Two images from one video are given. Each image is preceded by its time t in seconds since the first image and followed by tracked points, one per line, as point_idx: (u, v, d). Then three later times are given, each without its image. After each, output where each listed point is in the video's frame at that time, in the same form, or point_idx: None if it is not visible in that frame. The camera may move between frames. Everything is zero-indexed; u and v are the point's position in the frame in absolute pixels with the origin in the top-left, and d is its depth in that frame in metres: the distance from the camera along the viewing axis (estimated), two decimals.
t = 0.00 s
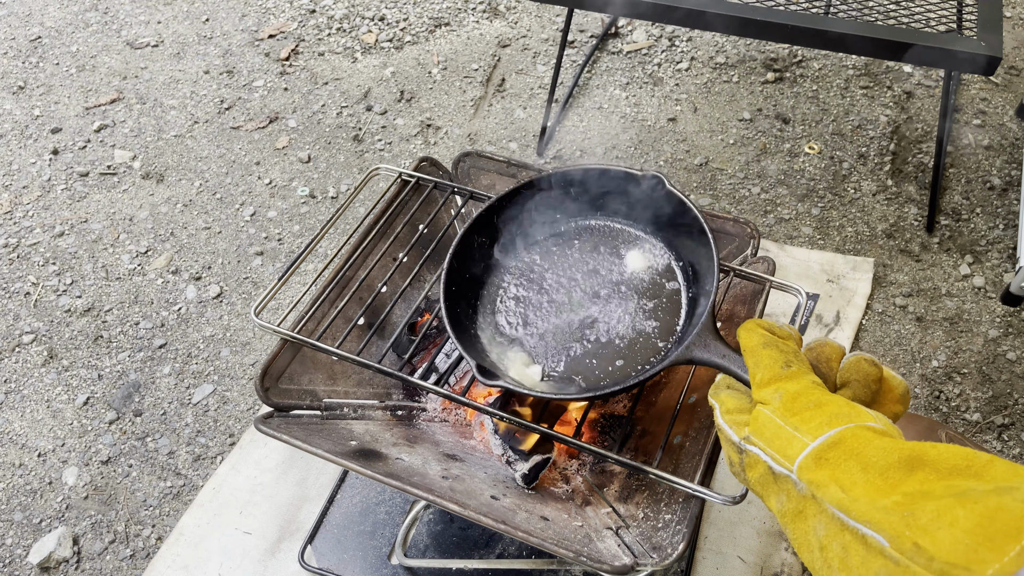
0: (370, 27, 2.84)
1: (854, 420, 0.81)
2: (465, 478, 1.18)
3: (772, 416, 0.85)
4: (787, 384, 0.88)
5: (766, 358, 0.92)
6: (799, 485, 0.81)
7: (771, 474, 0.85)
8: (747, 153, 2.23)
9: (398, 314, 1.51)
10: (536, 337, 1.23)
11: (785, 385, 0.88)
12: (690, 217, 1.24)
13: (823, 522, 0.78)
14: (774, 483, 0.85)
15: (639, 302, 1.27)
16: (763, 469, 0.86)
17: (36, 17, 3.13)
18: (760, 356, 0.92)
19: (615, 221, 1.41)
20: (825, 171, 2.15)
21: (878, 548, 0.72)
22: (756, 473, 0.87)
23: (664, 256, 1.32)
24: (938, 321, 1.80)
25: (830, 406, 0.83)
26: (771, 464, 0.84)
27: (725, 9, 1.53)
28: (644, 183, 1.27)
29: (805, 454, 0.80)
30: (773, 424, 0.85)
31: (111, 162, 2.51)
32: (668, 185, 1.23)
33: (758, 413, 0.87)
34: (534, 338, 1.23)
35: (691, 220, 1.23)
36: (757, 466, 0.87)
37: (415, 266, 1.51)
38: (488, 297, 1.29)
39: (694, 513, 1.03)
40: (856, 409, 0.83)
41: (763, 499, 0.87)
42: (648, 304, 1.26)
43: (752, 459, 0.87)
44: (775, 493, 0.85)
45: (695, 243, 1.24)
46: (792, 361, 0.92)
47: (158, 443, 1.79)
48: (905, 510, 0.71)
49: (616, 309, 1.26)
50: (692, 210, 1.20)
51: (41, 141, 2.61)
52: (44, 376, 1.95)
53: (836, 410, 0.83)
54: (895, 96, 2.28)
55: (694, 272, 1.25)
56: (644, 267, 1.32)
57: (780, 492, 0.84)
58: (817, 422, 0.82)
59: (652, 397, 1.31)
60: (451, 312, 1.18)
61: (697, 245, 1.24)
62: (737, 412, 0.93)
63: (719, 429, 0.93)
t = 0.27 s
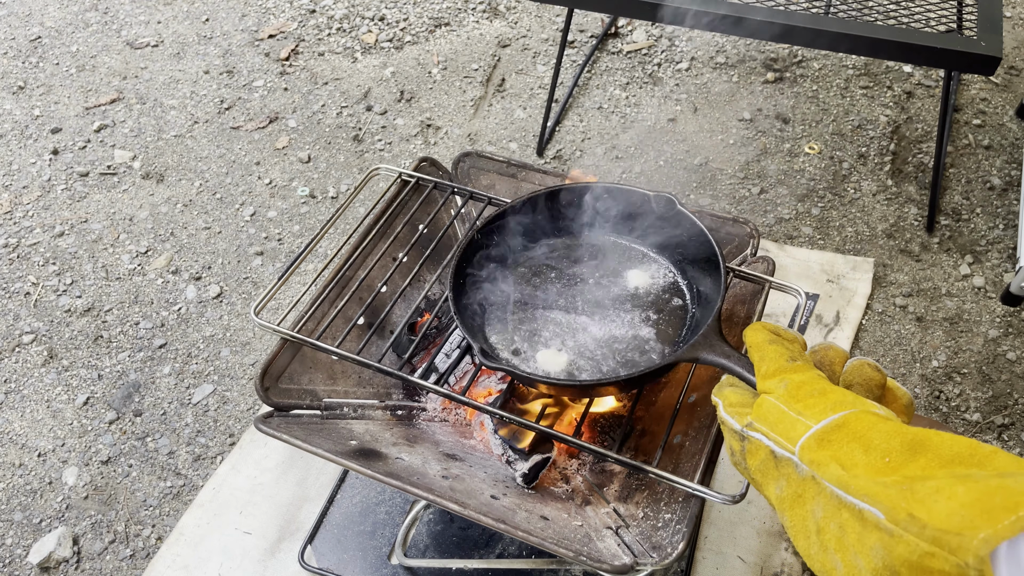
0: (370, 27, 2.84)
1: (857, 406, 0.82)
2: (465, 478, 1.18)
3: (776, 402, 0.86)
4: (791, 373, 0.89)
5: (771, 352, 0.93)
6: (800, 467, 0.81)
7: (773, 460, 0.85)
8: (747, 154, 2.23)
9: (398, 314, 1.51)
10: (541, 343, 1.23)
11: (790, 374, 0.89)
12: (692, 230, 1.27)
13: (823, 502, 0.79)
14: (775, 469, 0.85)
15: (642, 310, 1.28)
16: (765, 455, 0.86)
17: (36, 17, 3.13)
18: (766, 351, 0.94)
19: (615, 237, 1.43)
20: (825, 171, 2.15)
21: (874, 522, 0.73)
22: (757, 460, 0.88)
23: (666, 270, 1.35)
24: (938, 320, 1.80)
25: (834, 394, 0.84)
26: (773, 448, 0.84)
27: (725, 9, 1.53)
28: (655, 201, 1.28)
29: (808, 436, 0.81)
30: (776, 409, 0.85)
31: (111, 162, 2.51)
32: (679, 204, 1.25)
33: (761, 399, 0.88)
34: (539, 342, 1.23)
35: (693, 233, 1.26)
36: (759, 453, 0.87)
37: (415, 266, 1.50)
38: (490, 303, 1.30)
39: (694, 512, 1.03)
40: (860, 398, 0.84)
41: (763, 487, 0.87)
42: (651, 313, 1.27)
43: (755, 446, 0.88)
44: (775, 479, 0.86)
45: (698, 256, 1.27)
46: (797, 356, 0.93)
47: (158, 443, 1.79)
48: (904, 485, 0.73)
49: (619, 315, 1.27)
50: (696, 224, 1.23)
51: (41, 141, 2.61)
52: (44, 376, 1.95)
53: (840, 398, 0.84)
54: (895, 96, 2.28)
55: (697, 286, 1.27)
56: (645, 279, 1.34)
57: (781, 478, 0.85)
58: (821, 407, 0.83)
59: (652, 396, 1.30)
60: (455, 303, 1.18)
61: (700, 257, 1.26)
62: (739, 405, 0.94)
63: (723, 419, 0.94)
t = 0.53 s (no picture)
0: (370, 27, 2.84)
1: (852, 400, 0.83)
2: (465, 478, 1.18)
3: (779, 403, 0.86)
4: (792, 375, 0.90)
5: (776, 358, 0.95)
6: (797, 463, 0.82)
7: (774, 460, 0.86)
8: (747, 154, 2.23)
9: (398, 314, 1.51)
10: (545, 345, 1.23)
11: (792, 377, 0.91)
12: (697, 238, 1.27)
13: (816, 493, 0.80)
14: (776, 470, 0.86)
15: (646, 314, 1.28)
16: (767, 457, 0.87)
17: (36, 17, 3.13)
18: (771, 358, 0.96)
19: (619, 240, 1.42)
20: (825, 171, 2.15)
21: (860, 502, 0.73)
22: (761, 464, 0.88)
23: (668, 276, 1.35)
24: (938, 320, 1.80)
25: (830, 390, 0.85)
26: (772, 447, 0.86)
27: (727, 10, 1.53)
28: (660, 206, 1.29)
29: (802, 430, 0.82)
30: (774, 408, 0.87)
31: (111, 162, 2.51)
32: (684, 210, 1.26)
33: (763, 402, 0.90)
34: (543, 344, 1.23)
35: (699, 241, 1.26)
36: (762, 456, 0.88)
37: (415, 266, 1.50)
38: (491, 305, 1.29)
39: (694, 513, 1.03)
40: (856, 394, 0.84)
41: (766, 491, 0.88)
42: (654, 318, 1.27)
43: (758, 450, 0.89)
44: (777, 481, 0.86)
45: (702, 264, 1.27)
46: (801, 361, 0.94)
47: (158, 443, 1.79)
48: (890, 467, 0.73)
49: (623, 319, 1.27)
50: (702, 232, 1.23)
51: (41, 141, 2.61)
52: (44, 376, 1.95)
53: (836, 393, 0.84)
54: (895, 96, 2.28)
55: (700, 293, 1.27)
56: (648, 283, 1.34)
57: (781, 477, 0.85)
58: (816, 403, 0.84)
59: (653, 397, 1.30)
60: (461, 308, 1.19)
61: (703, 264, 1.26)
62: (745, 413, 0.94)
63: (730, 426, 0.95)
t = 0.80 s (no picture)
0: (370, 27, 2.84)
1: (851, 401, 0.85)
2: (466, 479, 1.18)
3: (783, 411, 0.88)
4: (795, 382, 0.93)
5: (781, 368, 0.98)
6: (797, 462, 0.84)
7: (777, 463, 0.88)
8: (747, 154, 2.23)
9: (398, 314, 1.51)
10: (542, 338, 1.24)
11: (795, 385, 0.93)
12: (701, 247, 1.26)
13: (815, 488, 0.81)
14: (779, 473, 0.87)
15: (647, 321, 1.27)
16: (769, 461, 0.88)
17: (36, 17, 3.13)
18: (777, 368, 0.98)
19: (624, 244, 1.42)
20: (825, 171, 2.15)
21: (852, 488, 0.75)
22: (764, 469, 0.90)
23: (671, 284, 1.34)
24: (937, 320, 1.80)
25: (830, 393, 0.87)
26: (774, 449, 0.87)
27: (729, 10, 1.53)
28: (663, 212, 1.30)
29: (802, 429, 0.84)
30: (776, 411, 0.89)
31: (111, 162, 2.51)
32: (688, 217, 1.26)
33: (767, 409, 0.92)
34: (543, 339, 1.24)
35: (703, 251, 1.26)
36: (765, 459, 0.89)
37: (415, 266, 1.50)
38: (492, 306, 1.29)
39: (694, 514, 1.03)
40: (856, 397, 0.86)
41: (771, 495, 0.89)
42: (656, 325, 1.27)
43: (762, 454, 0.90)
44: (780, 484, 0.87)
45: (704, 273, 1.26)
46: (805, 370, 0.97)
47: (158, 443, 1.79)
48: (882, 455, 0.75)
49: (625, 325, 1.27)
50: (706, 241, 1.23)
51: (41, 141, 2.61)
52: (44, 376, 1.95)
53: (836, 397, 0.87)
54: (895, 96, 2.28)
55: (703, 303, 1.27)
56: (650, 291, 1.33)
57: (784, 479, 0.86)
58: (815, 404, 0.87)
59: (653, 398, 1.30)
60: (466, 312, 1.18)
61: (706, 273, 1.26)
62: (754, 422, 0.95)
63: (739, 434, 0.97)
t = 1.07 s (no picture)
0: (370, 27, 2.84)
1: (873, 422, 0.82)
2: (465, 479, 1.18)
3: (795, 427, 0.86)
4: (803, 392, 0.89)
5: (777, 370, 0.93)
6: (827, 490, 0.83)
7: (799, 482, 0.86)
8: (747, 154, 2.23)
9: (398, 314, 1.51)
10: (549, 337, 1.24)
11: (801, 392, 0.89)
12: (701, 247, 1.27)
13: (851, 523, 0.81)
14: (802, 491, 0.86)
15: (648, 319, 1.28)
16: (790, 480, 0.87)
17: (36, 17, 3.13)
18: (772, 370, 0.94)
19: (626, 244, 1.42)
20: (825, 171, 2.15)
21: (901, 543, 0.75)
22: (783, 483, 0.88)
23: (672, 283, 1.34)
24: (937, 320, 1.80)
25: (848, 411, 0.84)
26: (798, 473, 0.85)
27: (728, 10, 1.53)
28: (663, 210, 1.31)
29: (831, 461, 0.81)
30: (796, 434, 0.86)
31: (111, 162, 2.52)
32: (686, 215, 1.28)
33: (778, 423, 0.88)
34: (550, 340, 1.24)
35: (704, 250, 1.26)
36: (785, 475, 0.88)
37: (415, 266, 1.50)
38: (493, 306, 1.29)
39: (694, 514, 1.03)
40: (874, 411, 0.83)
41: (790, 508, 0.89)
42: (658, 324, 1.27)
43: (779, 468, 0.88)
44: (802, 501, 0.87)
45: (705, 272, 1.27)
46: (802, 368, 0.93)
47: (158, 443, 1.79)
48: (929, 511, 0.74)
49: (627, 323, 1.27)
50: (706, 239, 1.23)
51: (41, 141, 2.61)
52: (44, 376, 1.95)
53: (855, 414, 0.83)
54: (895, 96, 2.28)
55: (704, 302, 1.27)
56: (652, 290, 1.33)
57: (808, 499, 0.86)
58: (839, 429, 0.83)
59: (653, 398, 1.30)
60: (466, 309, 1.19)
61: (707, 273, 1.26)
62: (762, 426, 0.93)
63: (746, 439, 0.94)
